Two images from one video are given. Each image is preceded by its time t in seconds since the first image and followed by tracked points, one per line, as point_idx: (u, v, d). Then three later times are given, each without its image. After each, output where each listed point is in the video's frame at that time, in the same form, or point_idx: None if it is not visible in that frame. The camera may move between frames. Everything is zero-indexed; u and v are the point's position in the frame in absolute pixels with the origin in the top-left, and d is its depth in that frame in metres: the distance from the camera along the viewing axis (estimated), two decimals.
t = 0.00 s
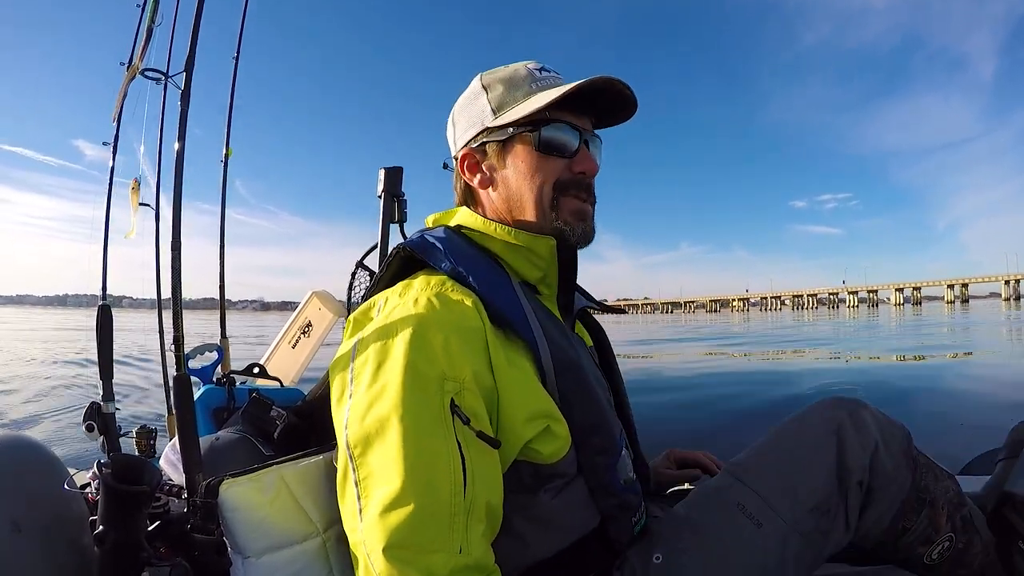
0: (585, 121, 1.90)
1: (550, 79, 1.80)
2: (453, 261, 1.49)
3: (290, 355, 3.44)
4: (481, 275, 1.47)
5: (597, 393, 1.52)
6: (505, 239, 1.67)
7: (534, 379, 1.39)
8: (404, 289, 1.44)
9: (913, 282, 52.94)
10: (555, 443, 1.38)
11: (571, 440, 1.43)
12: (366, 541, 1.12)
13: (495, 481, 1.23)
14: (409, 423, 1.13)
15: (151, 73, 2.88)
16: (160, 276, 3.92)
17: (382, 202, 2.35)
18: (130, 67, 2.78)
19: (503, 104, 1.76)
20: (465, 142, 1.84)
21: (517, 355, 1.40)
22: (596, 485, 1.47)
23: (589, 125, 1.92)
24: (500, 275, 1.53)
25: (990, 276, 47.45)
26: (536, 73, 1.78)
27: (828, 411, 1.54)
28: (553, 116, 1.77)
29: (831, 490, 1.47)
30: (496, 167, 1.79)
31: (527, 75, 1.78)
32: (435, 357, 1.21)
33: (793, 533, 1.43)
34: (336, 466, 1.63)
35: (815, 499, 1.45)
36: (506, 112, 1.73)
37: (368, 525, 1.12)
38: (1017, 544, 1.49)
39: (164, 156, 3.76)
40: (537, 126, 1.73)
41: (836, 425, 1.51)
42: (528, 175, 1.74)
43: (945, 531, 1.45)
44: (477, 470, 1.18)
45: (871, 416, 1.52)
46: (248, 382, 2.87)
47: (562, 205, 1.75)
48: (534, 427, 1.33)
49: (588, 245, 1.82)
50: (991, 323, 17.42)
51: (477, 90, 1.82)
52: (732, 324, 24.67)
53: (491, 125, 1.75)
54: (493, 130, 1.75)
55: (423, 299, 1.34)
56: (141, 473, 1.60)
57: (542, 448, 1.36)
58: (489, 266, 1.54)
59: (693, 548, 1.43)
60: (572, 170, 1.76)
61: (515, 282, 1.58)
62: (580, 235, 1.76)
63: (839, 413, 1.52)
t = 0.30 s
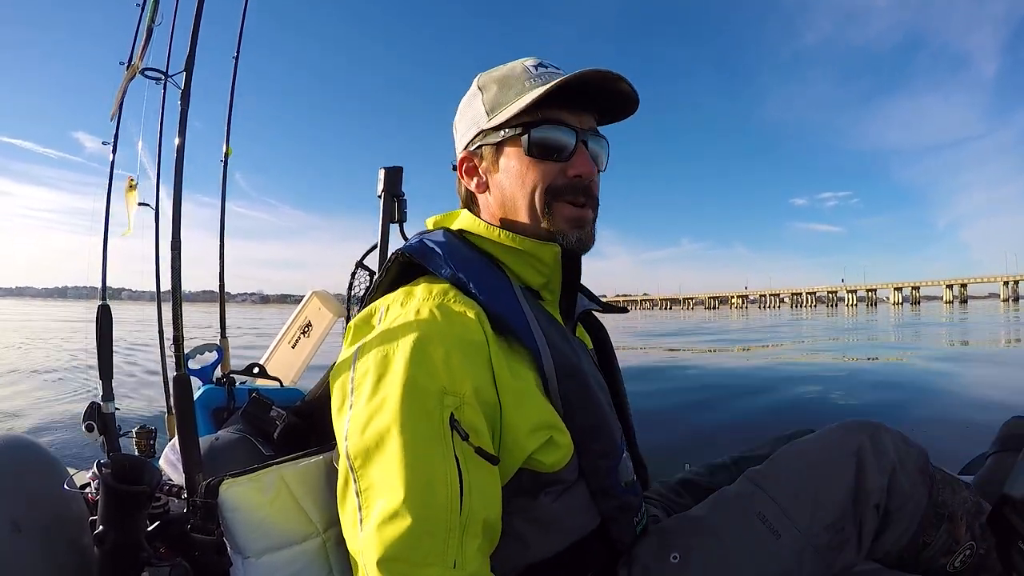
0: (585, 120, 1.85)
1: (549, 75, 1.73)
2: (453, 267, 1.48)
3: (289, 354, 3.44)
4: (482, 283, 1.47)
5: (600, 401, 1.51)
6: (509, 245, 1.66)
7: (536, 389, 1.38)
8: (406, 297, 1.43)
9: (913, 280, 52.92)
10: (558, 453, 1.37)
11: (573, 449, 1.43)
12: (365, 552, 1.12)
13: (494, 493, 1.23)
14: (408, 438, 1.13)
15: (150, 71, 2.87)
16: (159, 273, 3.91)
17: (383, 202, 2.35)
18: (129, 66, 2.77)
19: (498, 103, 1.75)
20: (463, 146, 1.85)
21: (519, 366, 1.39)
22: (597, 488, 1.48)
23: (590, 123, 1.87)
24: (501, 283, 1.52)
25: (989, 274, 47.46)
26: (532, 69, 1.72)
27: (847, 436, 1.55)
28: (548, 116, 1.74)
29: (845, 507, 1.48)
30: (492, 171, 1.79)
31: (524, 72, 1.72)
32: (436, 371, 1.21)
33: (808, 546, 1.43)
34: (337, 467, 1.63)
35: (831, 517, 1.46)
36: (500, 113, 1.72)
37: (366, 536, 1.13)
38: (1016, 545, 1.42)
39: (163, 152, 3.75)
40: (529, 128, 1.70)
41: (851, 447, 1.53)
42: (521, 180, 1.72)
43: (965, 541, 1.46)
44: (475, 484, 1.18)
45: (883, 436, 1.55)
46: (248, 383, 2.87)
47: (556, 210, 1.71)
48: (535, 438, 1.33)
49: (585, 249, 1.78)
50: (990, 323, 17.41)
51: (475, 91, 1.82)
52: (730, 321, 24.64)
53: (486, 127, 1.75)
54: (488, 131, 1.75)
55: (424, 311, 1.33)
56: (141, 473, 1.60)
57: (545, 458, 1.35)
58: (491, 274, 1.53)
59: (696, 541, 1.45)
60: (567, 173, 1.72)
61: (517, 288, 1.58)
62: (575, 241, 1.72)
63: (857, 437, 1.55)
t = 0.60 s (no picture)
0: (582, 124, 1.84)
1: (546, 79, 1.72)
2: (452, 264, 1.48)
3: (288, 354, 3.44)
4: (481, 280, 1.47)
5: (597, 395, 1.52)
6: (508, 243, 1.66)
7: (534, 384, 1.39)
8: (406, 293, 1.44)
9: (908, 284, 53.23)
10: (556, 446, 1.38)
11: (570, 442, 1.44)
12: (368, 543, 1.13)
13: (495, 485, 1.23)
14: (410, 429, 1.13)
15: (148, 70, 2.86)
16: (158, 272, 3.91)
17: (382, 202, 2.35)
18: (127, 65, 2.76)
19: (494, 107, 1.76)
20: (461, 148, 1.87)
21: (517, 361, 1.40)
22: (595, 484, 1.49)
23: (587, 127, 1.86)
24: (499, 280, 1.52)
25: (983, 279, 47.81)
26: (529, 72, 1.72)
27: (876, 489, 1.55)
28: (542, 119, 1.74)
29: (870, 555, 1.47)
30: (488, 173, 1.80)
31: (520, 76, 1.73)
32: (437, 364, 1.21)
33: None
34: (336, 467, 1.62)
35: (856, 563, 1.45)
36: (495, 117, 1.73)
37: (369, 528, 1.13)
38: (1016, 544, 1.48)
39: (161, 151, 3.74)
40: (523, 132, 1.71)
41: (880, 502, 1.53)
42: (515, 183, 1.74)
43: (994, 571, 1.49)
44: (476, 475, 1.19)
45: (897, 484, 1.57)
46: (247, 382, 2.87)
47: (549, 213, 1.72)
48: (534, 431, 1.34)
49: (579, 252, 1.79)
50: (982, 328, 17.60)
51: (474, 94, 1.83)
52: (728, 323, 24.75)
53: (482, 130, 1.76)
54: (485, 134, 1.77)
55: (425, 306, 1.34)
56: (140, 474, 1.60)
57: (543, 452, 1.36)
58: (490, 271, 1.53)
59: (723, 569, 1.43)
60: (560, 177, 1.73)
61: (515, 285, 1.58)
62: (566, 243, 1.72)
63: (885, 493, 1.54)
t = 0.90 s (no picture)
0: (580, 138, 1.87)
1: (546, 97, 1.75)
2: (462, 256, 1.52)
3: (288, 355, 3.44)
4: (490, 271, 1.49)
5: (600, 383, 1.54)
6: (514, 241, 1.68)
7: (542, 372, 1.41)
8: (419, 285, 1.46)
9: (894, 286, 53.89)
10: (563, 432, 1.41)
11: (575, 430, 1.46)
12: (383, 522, 1.13)
13: (506, 468, 1.25)
14: (427, 409, 1.15)
15: (149, 72, 2.87)
16: (157, 274, 3.90)
17: (382, 202, 2.36)
18: (128, 66, 2.77)
19: (498, 122, 1.79)
20: (467, 159, 1.90)
21: (526, 350, 1.42)
22: (596, 473, 1.50)
23: (585, 142, 1.88)
24: (507, 272, 1.55)
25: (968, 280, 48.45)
26: (533, 90, 1.76)
27: (866, 480, 1.60)
28: (543, 134, 1.77)
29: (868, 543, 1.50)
30: (491, 184, 1.83)
31: (525, 93, 1.76)
32: (452, 348, 1.23)
33: None
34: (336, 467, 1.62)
35: (854, 553, 1.47)
36: (497, 132, 1.76)
37: (384, 507, 1.14)
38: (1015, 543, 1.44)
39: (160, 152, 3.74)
40: (524, 145, 1.74)
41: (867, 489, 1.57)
42: (517, 194, 1.76)
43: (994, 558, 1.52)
44: (489, 455, 1.20)
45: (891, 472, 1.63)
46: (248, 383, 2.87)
47: (548, 223, 1.74)
48: (542, 416, 1.36)
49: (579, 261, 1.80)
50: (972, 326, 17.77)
51: (479, 110, 1.87)
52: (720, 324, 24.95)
53: (487, 143, 1.79)
54: (489, 148, 1.80)
55: (440, 296, 1.36)
56: (140, 473, 1.55)
57: (549, 437, 1.39)
58: (497, 263, 1.56)
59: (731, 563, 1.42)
60: (559, 188, 1.75)
61: (521, 279, 1.61)
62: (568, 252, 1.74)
63: (880, 481, 1.60)
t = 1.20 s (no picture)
0: (586, 140, 1.84)
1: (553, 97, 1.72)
2: (463, 255, 1.52)
3: (288, 355, 3.44)
4: (490, 271, 1.49)
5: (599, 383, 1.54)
6: (516, 243, 1.68)
7: (541, 372, 1.41)
8: (420, 285, 1.46)
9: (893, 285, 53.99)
10: (561, 432, 1.41)
11: (574, 431, 1.46)
12: (383, 520, 1.13)
13: (505, 467, 1.26)
14: (427, 407, 1.15)
15: (149, 71, 2.86)
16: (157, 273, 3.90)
17: (382, 202, 2.36)
18: (128, 66, 2.76)
19: (502, 121, 1.79)
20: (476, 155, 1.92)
21: (525, 350, 1.43)
22: (596, 476, 1.50)
23: (592, 144, 1.86)
24: (507, 272, 1.55)
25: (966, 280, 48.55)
26: (539, 89, 1.73)
27: (840, 424, 1.59)
28: (546, 136, 1.76)
29: (841, 498, 1.52)
30: (495, 183, 1.84)
31: (532, 92, 1.74)
32: (453, 348, 1.23)
33: (805, 538, 1.47)
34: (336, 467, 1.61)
35: (825, 509, 1.50)
36: (501, 131, 1.76)
37: (384, 505, 1.14)
38: (1016, 544, 1.52)
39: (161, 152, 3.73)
40: (524, 146, 1.73)
41: (828, 443, 1.56)
42: (513, 193, 1.77)
43: (962, 527, 1.54)
44: (489, 455, 1.21)
45: (858, 415, 1.60)
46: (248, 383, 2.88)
47: (543, 225, 1.74)
48: (541, 416, 1.36)
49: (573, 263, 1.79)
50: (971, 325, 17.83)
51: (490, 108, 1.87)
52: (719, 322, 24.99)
53: (491, 142, 1.80)
54: (492, 147, 1.81)
55: (440, 295, 1.36)
56: (140, 474, 1.56)
57: (547, 437, 1.39)
58: (497, 263, 1.56)
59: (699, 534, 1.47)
60: (555, 191, 1.73)
61: (521, 279, 1.61)
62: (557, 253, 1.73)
63: (851, 424, 1.58)
